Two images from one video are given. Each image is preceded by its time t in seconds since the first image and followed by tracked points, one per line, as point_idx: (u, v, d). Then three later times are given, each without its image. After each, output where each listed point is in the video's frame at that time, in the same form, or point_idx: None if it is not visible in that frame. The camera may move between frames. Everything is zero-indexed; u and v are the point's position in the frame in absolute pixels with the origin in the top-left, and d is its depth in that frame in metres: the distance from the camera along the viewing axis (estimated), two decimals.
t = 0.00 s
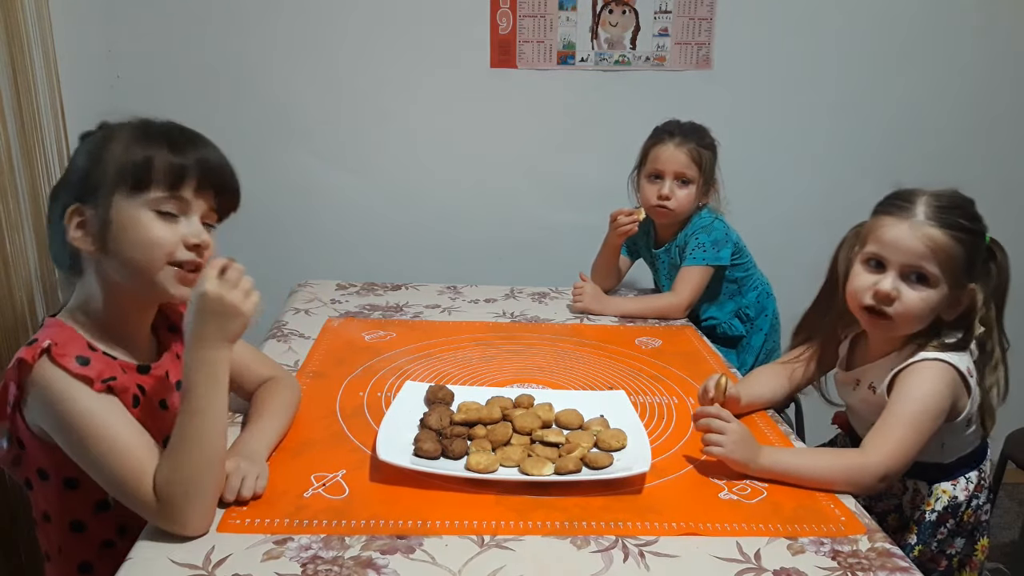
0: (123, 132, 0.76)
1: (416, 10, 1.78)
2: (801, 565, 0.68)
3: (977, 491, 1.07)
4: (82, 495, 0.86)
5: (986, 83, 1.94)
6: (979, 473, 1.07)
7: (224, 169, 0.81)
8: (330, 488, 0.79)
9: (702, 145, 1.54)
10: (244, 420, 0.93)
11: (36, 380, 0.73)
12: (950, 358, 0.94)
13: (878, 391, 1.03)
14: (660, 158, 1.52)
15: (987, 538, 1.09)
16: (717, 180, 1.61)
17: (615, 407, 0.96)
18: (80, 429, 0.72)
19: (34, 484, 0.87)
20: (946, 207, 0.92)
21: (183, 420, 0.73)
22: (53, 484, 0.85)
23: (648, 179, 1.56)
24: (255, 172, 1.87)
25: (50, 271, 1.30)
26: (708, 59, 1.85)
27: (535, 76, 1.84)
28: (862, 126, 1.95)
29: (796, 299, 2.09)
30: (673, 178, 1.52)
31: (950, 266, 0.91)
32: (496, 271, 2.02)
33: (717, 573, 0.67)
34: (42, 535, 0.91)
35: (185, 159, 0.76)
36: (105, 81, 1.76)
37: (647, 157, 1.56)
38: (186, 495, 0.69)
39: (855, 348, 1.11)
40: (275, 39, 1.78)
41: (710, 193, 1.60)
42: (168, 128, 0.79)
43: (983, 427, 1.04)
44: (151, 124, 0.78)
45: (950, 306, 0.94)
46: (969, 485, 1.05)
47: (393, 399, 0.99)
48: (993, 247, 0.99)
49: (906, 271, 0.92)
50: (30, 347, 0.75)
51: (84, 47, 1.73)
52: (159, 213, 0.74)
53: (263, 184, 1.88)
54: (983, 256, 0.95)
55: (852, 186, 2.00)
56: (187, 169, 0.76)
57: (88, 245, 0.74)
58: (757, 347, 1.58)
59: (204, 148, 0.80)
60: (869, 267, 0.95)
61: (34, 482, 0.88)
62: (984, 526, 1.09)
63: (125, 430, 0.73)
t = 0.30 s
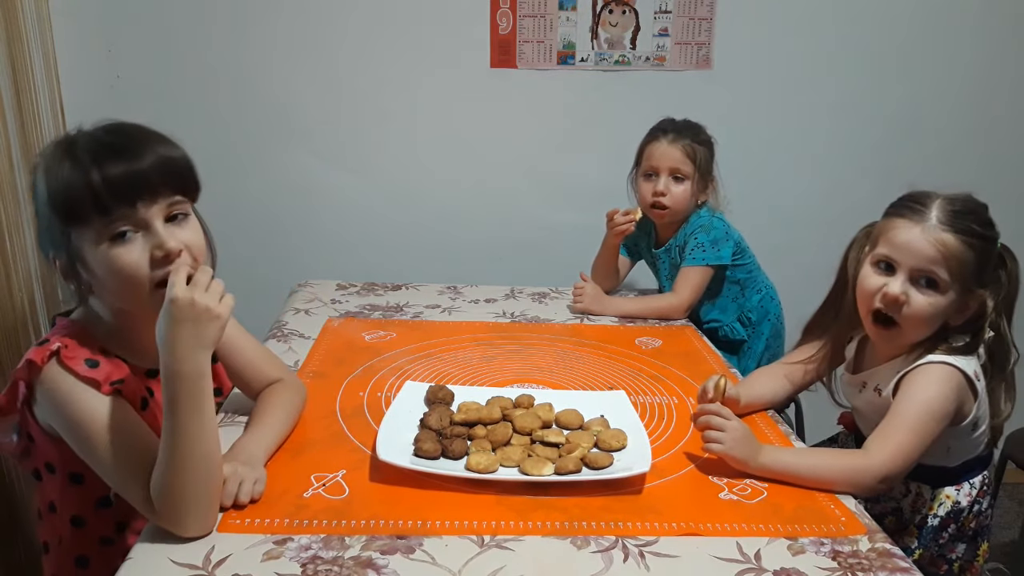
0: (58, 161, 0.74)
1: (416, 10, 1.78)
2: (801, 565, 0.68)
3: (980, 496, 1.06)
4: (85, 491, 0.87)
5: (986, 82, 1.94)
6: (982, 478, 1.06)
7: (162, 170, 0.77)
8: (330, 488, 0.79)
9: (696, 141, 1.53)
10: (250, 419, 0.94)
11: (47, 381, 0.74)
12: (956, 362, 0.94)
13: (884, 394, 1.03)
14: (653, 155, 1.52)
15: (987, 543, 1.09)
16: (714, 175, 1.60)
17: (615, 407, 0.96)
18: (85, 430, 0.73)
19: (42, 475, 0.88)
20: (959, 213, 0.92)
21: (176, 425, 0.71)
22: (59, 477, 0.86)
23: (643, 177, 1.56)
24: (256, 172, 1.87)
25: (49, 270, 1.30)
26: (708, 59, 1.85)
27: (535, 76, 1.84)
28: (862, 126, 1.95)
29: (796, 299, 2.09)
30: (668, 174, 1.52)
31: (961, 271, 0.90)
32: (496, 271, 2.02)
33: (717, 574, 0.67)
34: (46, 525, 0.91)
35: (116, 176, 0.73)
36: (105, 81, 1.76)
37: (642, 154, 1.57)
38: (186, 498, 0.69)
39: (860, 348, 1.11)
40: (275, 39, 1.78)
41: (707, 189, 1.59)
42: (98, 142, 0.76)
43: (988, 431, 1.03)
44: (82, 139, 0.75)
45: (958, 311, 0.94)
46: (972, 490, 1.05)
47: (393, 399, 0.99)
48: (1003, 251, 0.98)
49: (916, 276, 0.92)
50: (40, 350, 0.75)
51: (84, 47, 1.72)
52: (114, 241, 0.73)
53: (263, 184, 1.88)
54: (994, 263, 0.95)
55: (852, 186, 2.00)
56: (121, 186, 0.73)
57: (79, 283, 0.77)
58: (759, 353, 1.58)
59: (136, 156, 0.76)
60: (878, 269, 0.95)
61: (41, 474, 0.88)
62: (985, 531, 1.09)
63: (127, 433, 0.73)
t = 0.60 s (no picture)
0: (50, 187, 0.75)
1: (416, 10, 1.78)
2: (801, 565, 0.68)
3: (982, 499, 1.07)
4: (94, 479, 0.88)
5: (986, 81, 1.94)
6: (985, 480, 1.06)
7: (146, 189, 0.76)
8: (330, 488, 0.79)
9: (696, 140, 1.53)
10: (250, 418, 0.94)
11: (65, 373, 0.78)
12: (959, 364, 0.94)
13: (886, 395, 1.03)
14: (652, 154, 1.52)
15: (990, 544, 1.09)
16: (713, 174, 1.60)
17: (615, 407, 0.96)
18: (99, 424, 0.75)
19: (53, 463, 0.90)
20: (942, 211, 0.92)
21: (178, 423, 0.72)
22: (68, 464, 0.88)
23: (643, 176, 1.56)
24: (256, 172, 1.87)
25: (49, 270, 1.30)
26: (708, 59, 1.85)
27: (535, 76, 1.84)
28: (862, 126, 1.95)
29: (797, 299, 2.09)
30: (667, 173, 1.52)
31: (951, 272, 0.90)
32: (497, 271, 2.02)
33: (717, 573, 0.67)
34: (56, 511, 0.92)
35: (101, 205, 0.74)
36: (105, 81, 1.76)
37: (642, 153, 1.57)
38: (186, 495, 0.69)
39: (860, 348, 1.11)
40: (275, 38, 1.78)
41: (706, 188, 1.59)
42: (81, 164, 0.75)
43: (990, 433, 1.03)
44: (68, 162, 0.75)
45: (953, 309, 0.94)
46: (974, 493, 1.05)
47: (393, 399, 0.99)
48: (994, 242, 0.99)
49: (906, 280, 0.92)
50: (60, 346, 0.79)
51: (84, 47, 1.72)
52: (116, 264, 0.75)
53: (263, 184, 1.88)
54: (985, 255, 0.94)
55: (852, 185, 2.00)
56: (108, 215, 0.74)
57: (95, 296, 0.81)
58: (758, 355, 1.59)
59: (118, 179, 0.75)
60: (868, 275, 0.95)
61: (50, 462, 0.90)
62: (988, 532, 1.08)
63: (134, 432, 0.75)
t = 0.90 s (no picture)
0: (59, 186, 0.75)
1: (416, 10, 1.78)
2: (801, 565, 0.68)
3: (985, 505, 1.06)
4: (104, 470, 0.88)
5: (986, 81, 1.94)
6: (988, 486, 1.06)
7: (153, 190, 0.76)
8: (330, 488, 0.79)
9: (697, 140, 1.53)
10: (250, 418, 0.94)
11: (82, 366, 0.79)
12: (965, 364, 0.94)
13: (892, 396, 1.01)
14: (653, 153, 1.53)
15: (992, 548, 1.08)
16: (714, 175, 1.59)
17: (615, 408, 0.96)
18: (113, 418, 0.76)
19: (62, 455, 0.89)
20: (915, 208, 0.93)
21: (181, 420, 0.73)
22: (80, 455, 0.88)
23: (643, 175, 1.56)
24: (256, 172, 1.87)
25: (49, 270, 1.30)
26: (708, 59, 1.85)
27: (535, 76, 1.84)
28: (862, 126, 1.95)
29: (797, 299, 2.09)
30: (667, 173, 1.52)
31: (927, 267, 0.91)
32: (497, 271, 2.02)
33: (717, 573, 0.67)
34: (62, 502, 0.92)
35: (109, 206, 0.74)
36: (105, 81, 1.76)
37: (642, 153, 1.57)
38: (186, 491, 0.70)
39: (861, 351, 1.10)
40: (275, 38, 1.78)
41: (706, 188, 1.59)
42: (90, 164, 0.75)
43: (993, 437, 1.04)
44: (77, 163, 0.76)
45: (942, 304, 0.94)
46: (977, 499, 1.05)
47: (393, 399, 0.99)
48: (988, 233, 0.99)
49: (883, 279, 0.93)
50: (78, 340, 0.79)
51: (84, 46, 1.72)
52: (126, 262, 0.76)
53: (263, 183, 1.88)
54: (969, 246, 0.94)
55: (852, 185, 2.00)
56: (117, 216, 0.74)
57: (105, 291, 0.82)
58: (758, 356, 1.59)
59: (126, 180, 0.76)
60: (850, 278, 0.96)
61: (59, 455, 0.90)
62: (991, 536, 1.07)
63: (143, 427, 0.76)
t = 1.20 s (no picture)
0: (74, 179, 0.77)
1: (416, 10, 1.78)
2: (801, 565, 0.68)
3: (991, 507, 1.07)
4: (108, 460, 0.88)
5: (986, 81, 1.94)
6: (994, 488, 1.07)
7: (164, 185, 0.79)
8: (330, 488, 0.79)
9: (691, 139, 1.53)
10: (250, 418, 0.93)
11: (91, 357, 0.80)
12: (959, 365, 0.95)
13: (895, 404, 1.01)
14: (648, 154, 1.53)
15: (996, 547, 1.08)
16: (709, 176, 1.58)
17: (615, 408, 0.96)
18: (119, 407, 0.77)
19: (69, 444, 0.90)
20: (850, 229, 0.95)
21: (179, 408, 0.74)
22: (86, 444, 0.89)
23: (640, 175, 1.56)
24: (256, 172, 1.87)
25: (49, 270, 1.30)
26: (708, 59, 1.85)
27: (535, 76, 1.84)
28: (862, 126, 1.95)
29: (797, 299, 2.09)
30: (663, 173, 1.52)
31: (862, 286, 0.93)
32: (497, 271, 2.02)
33: (717, 574, 0.67)
34: (69, 492, 0.93)
35: (122, 199, 0.76)
36: (105, 81, 1.76)
37: (638, 154, 1.57)
38: (180, 478, 0.71)
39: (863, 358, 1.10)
40: (275, 38, 1.78)
41: (705, 186, 1.59)
42: (104, 160, 0.78)
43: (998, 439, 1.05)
44: (92, 158, 0.78)
45: (897, 317, 0.94)
46: (985, 502, 1.06)
47: (393, 399, 0.99)
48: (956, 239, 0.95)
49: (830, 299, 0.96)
50: (89, 331, 0.81)
51: (84, 46, 1.72)
52: (137, 255, 0.78)
53: (264, 183, 1.88)
54: (917, 259, 0.92)
55: (851, 185, 2.00)
56: (129, 209, 0.76)
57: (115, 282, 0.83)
58: (757, 354, 1.58)
59: (138, 174, 0.78)
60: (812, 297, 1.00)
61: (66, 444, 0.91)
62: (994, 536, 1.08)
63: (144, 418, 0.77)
